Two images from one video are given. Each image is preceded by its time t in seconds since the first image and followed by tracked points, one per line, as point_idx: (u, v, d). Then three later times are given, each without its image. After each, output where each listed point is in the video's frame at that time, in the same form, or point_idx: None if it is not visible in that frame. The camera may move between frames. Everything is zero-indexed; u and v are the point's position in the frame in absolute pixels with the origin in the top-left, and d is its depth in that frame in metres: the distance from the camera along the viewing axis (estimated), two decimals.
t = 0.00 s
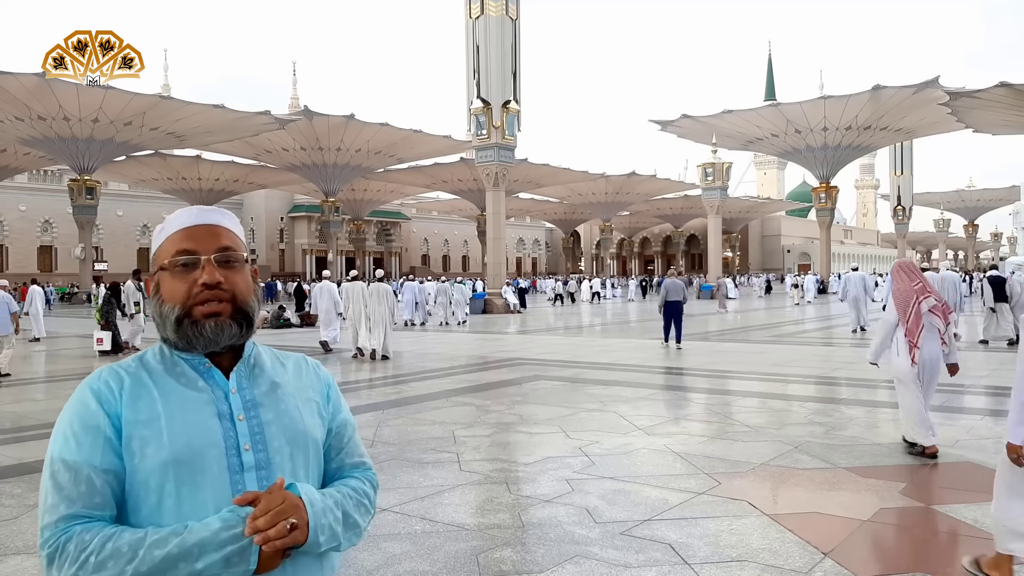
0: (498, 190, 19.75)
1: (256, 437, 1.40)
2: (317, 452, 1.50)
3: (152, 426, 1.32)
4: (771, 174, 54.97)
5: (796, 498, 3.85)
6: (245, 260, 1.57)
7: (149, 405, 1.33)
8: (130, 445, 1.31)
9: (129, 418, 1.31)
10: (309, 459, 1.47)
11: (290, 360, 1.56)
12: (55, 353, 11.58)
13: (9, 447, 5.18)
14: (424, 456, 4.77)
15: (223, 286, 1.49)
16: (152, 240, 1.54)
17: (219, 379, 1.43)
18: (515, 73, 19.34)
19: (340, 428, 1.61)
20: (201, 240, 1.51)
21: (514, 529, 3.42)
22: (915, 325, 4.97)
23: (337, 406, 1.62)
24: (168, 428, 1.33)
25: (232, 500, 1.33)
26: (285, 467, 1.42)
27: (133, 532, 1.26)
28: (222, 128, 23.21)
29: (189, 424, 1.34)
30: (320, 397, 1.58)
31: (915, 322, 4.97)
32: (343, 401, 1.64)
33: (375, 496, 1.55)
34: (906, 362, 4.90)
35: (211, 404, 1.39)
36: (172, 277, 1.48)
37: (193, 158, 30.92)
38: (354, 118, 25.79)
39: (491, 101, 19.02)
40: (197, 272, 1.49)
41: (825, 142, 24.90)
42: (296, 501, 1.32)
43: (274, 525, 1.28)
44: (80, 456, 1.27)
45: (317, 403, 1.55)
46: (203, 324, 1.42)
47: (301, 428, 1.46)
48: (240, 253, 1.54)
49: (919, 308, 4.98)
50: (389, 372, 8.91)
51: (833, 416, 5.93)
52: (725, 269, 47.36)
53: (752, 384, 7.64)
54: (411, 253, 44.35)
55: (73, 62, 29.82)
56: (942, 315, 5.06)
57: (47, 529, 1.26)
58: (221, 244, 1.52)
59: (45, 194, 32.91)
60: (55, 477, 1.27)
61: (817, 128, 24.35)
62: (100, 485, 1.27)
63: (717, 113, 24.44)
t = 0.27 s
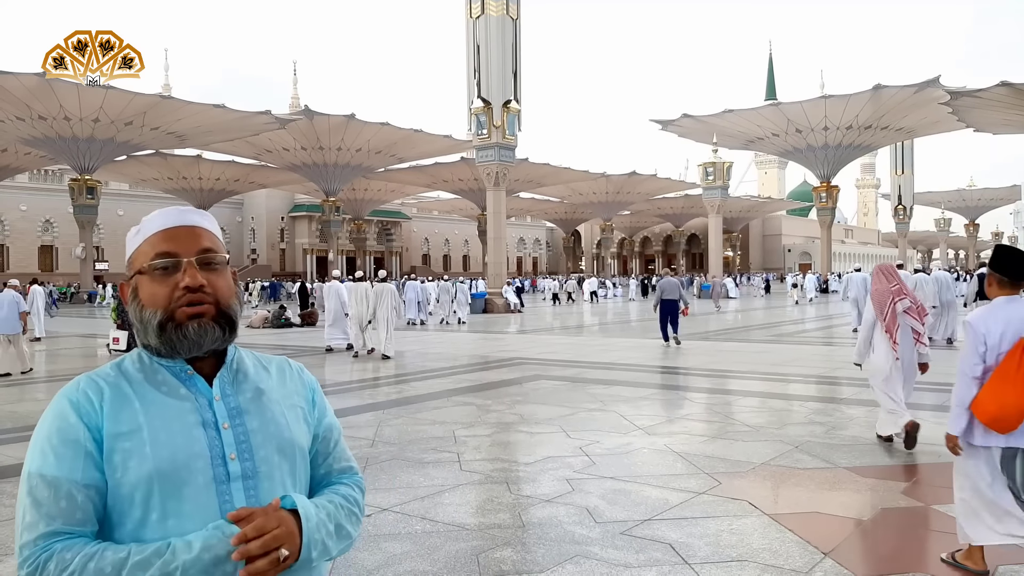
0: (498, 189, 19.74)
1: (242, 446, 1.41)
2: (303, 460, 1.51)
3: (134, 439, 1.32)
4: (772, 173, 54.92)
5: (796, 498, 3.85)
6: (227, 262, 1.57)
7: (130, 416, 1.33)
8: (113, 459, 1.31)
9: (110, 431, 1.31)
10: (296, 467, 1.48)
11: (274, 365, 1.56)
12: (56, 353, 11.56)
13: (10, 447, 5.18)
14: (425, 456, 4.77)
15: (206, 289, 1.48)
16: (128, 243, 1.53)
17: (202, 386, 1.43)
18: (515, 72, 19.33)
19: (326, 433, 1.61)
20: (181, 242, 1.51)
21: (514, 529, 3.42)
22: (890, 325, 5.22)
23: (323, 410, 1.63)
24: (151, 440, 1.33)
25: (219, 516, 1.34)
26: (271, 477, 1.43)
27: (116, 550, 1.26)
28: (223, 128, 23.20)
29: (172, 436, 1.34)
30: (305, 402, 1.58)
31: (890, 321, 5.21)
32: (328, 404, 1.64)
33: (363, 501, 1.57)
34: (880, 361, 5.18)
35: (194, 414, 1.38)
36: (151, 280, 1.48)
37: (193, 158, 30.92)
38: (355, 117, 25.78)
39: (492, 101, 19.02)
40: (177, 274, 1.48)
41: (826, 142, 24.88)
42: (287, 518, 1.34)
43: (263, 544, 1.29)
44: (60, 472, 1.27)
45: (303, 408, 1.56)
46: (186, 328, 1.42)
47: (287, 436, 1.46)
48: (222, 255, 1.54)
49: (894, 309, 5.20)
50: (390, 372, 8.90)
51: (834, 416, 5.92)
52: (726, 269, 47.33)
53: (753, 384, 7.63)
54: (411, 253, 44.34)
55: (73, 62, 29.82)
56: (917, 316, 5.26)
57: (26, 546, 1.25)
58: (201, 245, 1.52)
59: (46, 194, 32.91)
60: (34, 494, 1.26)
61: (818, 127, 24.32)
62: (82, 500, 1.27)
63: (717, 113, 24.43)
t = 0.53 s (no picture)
0: (499, 190, 19.75)
1: (233, 453, 1.41)
2: (297, 464, 1.51)
3: (122, 449, 1.32)
4: (772, 173, 54.92)
5: (797, 498, 3.86)
6: (212, 262, 1.57)
7: (117, 426, 1.33)
8: (101, 470, 1.31)
9: (98, 441, 1.31)
10: (288, 473, 1.49)
11: (265, 366, 1.56)
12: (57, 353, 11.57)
13: (12, 447, 5.20)
14: (426, 456, 4.78)
15: (191, 292, 1.48)
16: (111, 245, 1.53)
17: (191, 392, 1.42)
18: (516, 73, 19.33)
19: (321, 434, 1.61)
20: (164, 243, 1.51)
21: (515, 530, 3.42)
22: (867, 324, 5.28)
23: (317, 410, 1.63)
24: (140, 449, 1.33)
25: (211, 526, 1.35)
26: (263, 484, 1.43)
27: (105, 563, 1.26)
28: (224, 128, 23.22)
29: (160, 445, 1.34)
30: (298, 403, 1.58)
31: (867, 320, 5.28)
32: (322, 405, 1.64)
33: (360, 502, 1.57)
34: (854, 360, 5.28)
35: (183, 421, 1.38)
36: (135, 284, 1.48)
37: (194, 158, 30.94)
38: (356, 118, 25.80)
39: (493, 101, 19.03)
40: (160, 277, 1.47)
41: (826, 142, 24.87)
42: (279, 529, 1.34)
43: (255, 556, 1.29)
44: (48, 484, 1.27)
45: (296, 411, 1.56)
46: (171, 332, 1.42)
47: (279, 441, 1.47)
48: (206, 255, 1.54)
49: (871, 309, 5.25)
50: (390, 372, 8.92)
51: (835, 416, 5.93)
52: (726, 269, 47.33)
53: (753, 384, 7.64)
54: (412, 253, 44.37)
55: (73, 62, 29.84)
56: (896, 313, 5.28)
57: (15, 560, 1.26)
58: (185, 246, 1.52)
59: (47, 194, 32.94)
60: (21, 508, 1.26)
61: (819, 127, 24.31)
62: (71, 513, 1.28)
63: (718, 113, 24.44)
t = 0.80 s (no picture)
0: (500, 190, 19.74)
1: (233, 452, 1.41)
2: (297, 463, 1.51)
3: (121, 449, 1.32)
4: (773, 173, 54.90)
5: (798, 498, 3.86)
6: (210, 261, 1.57)
7: (116, 426, 1.33)
8: (100, 470, 1.31)
9: (96, 442, 1.31)
10: (288, 471, 1.49)
11: (265, 364, 1.56)
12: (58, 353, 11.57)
13: (13, 447, 5.20)
14: (426, 456, 4.78)
15: (188, 293, 1.48)
16: (107, 245, 1.53)
17: (190, 391, 1.43)
18: (517, 73, 19.33)
19: (323, 431, 1.61)
20: (160, 244, 1.51)
21: (515, 530, 3.42)
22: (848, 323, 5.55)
23: (319, 407, 1.63)
24: (138, 450, 1.33)
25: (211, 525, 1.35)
26: (263, 482, 1.43)
27: (103, 565, 1.27)
28: (224, 128, 23.22)
29: (160, 445, 1.34)
30: (299, 401, 1.58)
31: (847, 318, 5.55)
32: (324, 402, 1.64)
33: (361, 499, 1.57)
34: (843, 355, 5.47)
35: (182, 419, 1.39)
36: (132, 284, 1.48)
37: (195, 158, 30.96)
38: (356, 118, 25.80)
39: (493, 101, 19.02)
40: (157, 277, 1.48)
41: (827, 142, 24.84)
42: (279, 528, 1.34)
43: (253, 556, 1.29)
44: (46, 485, 1.27)
45: (296, 408, 1.56)
46: (168, 334, 1.42)
47: (279, 439, 1.47)
48: (203, 256, 1.54)
49: (851, 308, 5.56)
50: (391, 372, 8.92)
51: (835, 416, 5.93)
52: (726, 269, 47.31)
53: (754, 384, 7.64)
54: (413, 253, 44.37)
55: (73, 62, 29.84)
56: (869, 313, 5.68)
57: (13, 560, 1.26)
58: (182, 246, 1.52)
59: (48, 194, 32.95)
60: (19, 507, 1.27)
61: (820, 127, 24.29)
62: (69, 513, 1.28)
63: (719, 113, 24.43)
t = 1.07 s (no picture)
0: (501, 189, 19.74)
1: (236, 449, 1.42)
2: (298, 460, 1.52)
3: (127, 444, 1.32)
4: (774, 173, 54.88)
5: (798, 498, 3.86)
6: (216, 264, 1.57)
7: (122, 420, 1.33)
8: (105, 465, 1.31)
9: (101, 437, 1.31)
10: (291, 469, 1.49)
11: (267, 365, 1.56)
12: (58, 353, 11.56)
13: (13, 447, 5.20)
14: (427, 456, 4.77)
15: (193, 295, 1.48)
16: (115, 244, 1.53)
17: (195, 389, 1.43)
18: (518, 72, 19.33)
19: (323, 432, 1.62)
20: (167, 245, 1.51)
21: (516, 529, 3.42)
22: (830, 318, 5.77)
23: (319, 408, 1.63)
24: (144, 446, 1.33)
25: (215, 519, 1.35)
26: (266, 480, 1.43)
27: (107, 559, 1.26)
28: (225, 128, 23.23)
29: (165, 442, 1.34)
30: (300, 401, 1.58)
31: (826, 314, 5.77)
32: (323, 403, 1.64)
33: (360, 500, 1.57)
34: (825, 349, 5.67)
35: (187, 416, 1.39)
36: (138, 285, 1.48)
37: (196, 158, 30.98)
38: (357, 117, 25.81)
39: (494, 101, 19.02)
40: (163, 279, 1.48)
41: (828, 142, 24.83)
42: (282, 523, 1.34)
43: (257, 549, 1.29)
44: (51, 479, 1.27)
45: (298, 408, 1.56)
46: (172, 334, 1.42)
47: (282, 438, 1.47)
48: (210, 258, 1.54)
49: (831, 304, 5.77)
50: (392, 372, 8.91)
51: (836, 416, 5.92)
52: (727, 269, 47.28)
53: (755, 384, 7.63)
54: (413, 253, 44.37)
55: (73, 62, 29.85)
56: (853, 311, 5.78)
57: (16, 555, 1.25)
58: (189, 249, 1.52)
59: (48, 194, 32.96)
60: (23, 501, 1.26)
61: (821, 127, 24.28)
62: (74, 507, 1.27)
63: (720, 113, 24.45)
